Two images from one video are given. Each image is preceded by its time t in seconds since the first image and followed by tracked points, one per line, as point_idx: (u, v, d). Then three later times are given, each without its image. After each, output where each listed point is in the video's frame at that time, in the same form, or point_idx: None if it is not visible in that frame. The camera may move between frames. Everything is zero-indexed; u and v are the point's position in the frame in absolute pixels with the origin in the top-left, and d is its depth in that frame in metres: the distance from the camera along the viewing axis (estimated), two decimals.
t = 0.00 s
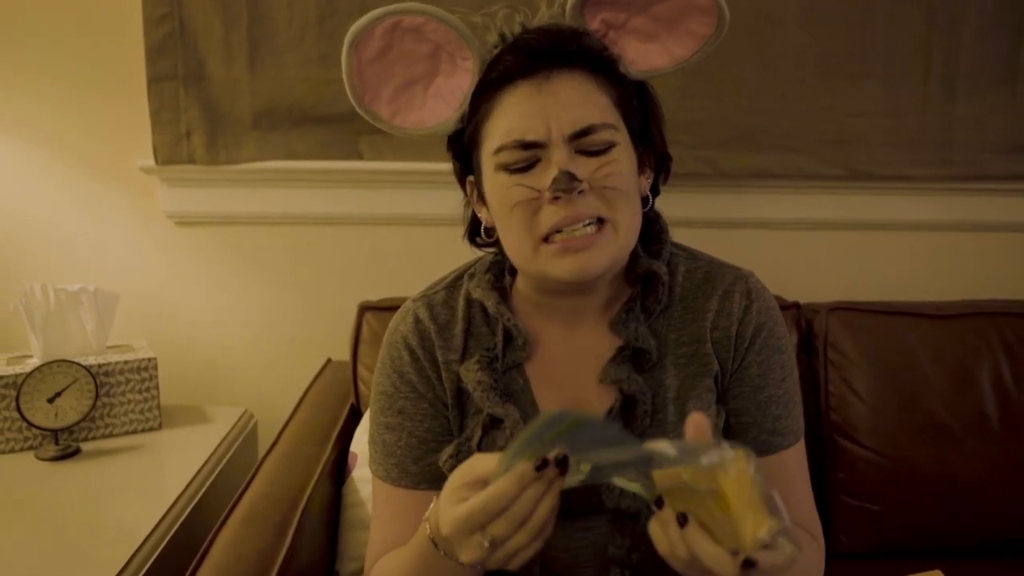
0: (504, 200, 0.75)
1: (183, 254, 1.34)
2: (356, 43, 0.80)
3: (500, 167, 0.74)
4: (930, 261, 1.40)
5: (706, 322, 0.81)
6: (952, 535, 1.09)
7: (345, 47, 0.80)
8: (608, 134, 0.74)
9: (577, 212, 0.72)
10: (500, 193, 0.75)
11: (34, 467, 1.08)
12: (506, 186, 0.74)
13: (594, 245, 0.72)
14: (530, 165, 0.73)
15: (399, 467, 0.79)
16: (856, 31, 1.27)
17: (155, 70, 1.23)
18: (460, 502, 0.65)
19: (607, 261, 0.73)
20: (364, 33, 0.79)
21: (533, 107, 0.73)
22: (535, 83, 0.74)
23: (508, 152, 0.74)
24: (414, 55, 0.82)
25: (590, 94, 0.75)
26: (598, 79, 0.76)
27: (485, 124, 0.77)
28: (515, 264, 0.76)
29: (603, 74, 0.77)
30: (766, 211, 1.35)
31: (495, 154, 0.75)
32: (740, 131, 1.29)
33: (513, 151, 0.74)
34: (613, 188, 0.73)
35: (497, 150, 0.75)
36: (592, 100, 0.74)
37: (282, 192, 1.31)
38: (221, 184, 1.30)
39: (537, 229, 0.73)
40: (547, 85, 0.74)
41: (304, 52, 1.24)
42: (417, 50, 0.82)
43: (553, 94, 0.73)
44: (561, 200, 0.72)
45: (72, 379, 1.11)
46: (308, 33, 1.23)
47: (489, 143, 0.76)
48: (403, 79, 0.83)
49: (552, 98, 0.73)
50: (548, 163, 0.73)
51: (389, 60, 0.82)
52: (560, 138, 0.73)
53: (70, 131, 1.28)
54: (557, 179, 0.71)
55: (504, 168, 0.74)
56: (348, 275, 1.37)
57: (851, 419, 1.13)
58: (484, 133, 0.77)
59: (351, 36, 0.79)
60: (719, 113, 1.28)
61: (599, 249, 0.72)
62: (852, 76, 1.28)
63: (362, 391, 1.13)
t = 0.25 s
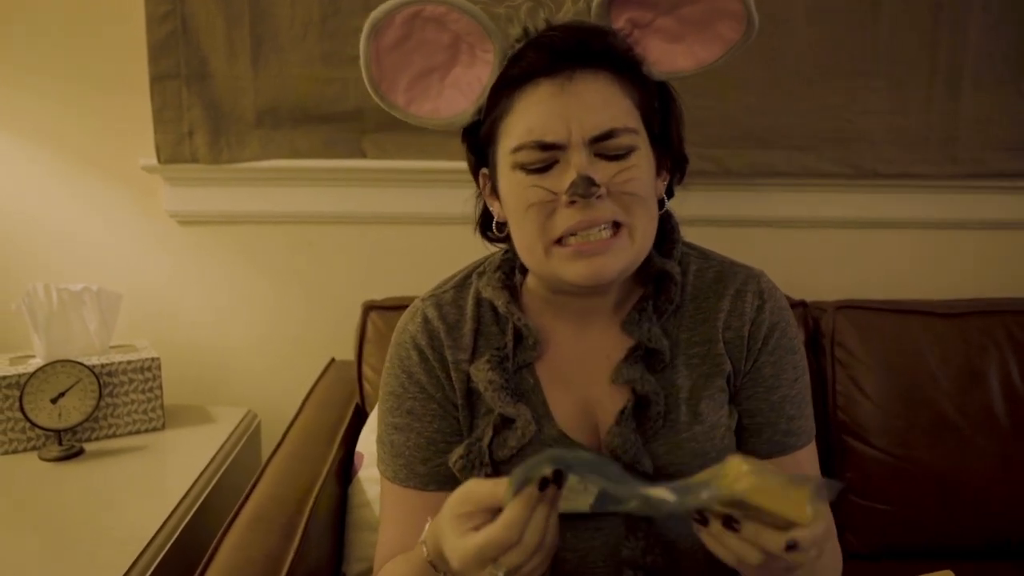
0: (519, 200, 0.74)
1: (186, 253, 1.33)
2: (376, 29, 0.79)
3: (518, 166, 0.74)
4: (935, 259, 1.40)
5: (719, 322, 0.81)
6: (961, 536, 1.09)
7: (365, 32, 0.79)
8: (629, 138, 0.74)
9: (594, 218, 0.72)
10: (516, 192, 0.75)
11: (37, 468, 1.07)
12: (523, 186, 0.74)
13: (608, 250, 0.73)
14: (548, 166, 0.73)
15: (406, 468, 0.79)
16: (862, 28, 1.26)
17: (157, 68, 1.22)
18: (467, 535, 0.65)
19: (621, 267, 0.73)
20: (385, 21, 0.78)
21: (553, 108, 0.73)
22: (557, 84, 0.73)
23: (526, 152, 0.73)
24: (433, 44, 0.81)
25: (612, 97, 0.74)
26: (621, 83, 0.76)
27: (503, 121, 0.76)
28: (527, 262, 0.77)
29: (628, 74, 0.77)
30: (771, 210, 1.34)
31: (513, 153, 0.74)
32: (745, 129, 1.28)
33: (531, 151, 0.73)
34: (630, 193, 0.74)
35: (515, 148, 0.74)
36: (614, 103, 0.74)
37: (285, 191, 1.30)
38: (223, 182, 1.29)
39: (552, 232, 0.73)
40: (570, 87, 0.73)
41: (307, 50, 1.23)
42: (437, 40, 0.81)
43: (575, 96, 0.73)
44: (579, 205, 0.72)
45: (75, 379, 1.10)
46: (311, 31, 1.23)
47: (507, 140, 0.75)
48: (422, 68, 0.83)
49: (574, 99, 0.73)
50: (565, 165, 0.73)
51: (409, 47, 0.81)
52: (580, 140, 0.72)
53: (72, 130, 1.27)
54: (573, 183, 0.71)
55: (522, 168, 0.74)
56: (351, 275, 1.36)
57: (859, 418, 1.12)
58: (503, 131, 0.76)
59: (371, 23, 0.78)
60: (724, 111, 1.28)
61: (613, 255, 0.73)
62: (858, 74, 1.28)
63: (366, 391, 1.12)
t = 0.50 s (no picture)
0: (534, 209, 0.74)
1: (188, 254, 1.33)
2: (395, 21, 0.73)
3: (534, 175, 0.74)
4: (939, 258, 1.39)
5: (726, 320, 0.81)
6: (966, 536, 1.08)
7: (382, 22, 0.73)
8: (650, 154, 0.73)
9: (610, 235, 0.72)
10: (531, 200, 0.74)
11: (36, 469, 1.07)
12: (539, 196, 0.74)
13: (620, 266, 0.74)
14: (566, 179, 0.73)
15: (410, 466, 0.79)
16: (866, 26, 1.25)
17: (157, 67, 1.21)
18: (473, 497, 0.60)
19: (632, 281, 0.74)
20: (402, 13, 0.73)
21: (576, 123, 0.71)
22: (581, 97, 0.72)
23: (544, 163, 0.73)
24: (450, 34, 0.77)
25: (635, 111, 0.73)
26: (643, 94, 0.75)
27: (520, 125, 0.75)
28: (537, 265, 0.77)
29: (652, 81, 0.76)
30: (774, 209, 1.33)
31: (529, 160, 0.74)
32: (749, 128, 1.28)
33: (550, 162, 0.72)
34: (646, 210, 0.74)
35: (532, 157, 0.73)
36: (637, 118, 0.73)
37: (287, 191, 1.30)
38: (224, 182, 1.28)
39: (566, 244, 0.74)
40: (594, 101, 0.72)
41: (309, 49, 1.23)
42: (455, 30, 0.76)
43: (599, 112, 0.72)
44: (596, 223, 0.72)
45: (75, 379, 1.10)
46: (313, 29, 1.22)
47: (523, 146, 0.74)
48: (436, 58, 0.78)
49: (598, 115, 0.71)
50: (584, 180, 0.72)
51: (424, 36, 0.76)
52: (602, 156, 0.72)
53: (72, 129, 1.27)
54: (593, 203, 0.71)
55: (539, 177, 0.73)
56: (353, 275, 1.35)
57: (863, 418, 1.11)
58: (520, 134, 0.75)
59: (388, 16, 0.73)
60: (727, 110, 1.27)
61: (625, 270, 0.74)
62: (862, 72, 1.27)
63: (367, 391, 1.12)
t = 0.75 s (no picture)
0: (535, 218, 0.72)
1: (187, 252, 1.32)
2: (399, 20, 0.72)
3: (536, 184, 0.72)
4: (943, 258, 1.38)
5: (729, 321, 0.80)
6: (970, 537, 1.07)
7: (385, 20, 0.72)
8: (656, 167, 0.71)
9: (611, 249, 0.71)
10: (532, 208, 0.72)
11: (33, 469, 1.06)
12: (540, 206, 0.72)
13: (620, 277, 0.72)
14: (570, 192, 0.71)
15: (410, 467, 0.78)
16: (871, 23, 1.24)
17: (156, 63, 1.20)
18: (478, 490, 0.59)
19: (631, 291, 0.73)
20: (408, 11, 0.72)
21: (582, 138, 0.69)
22: (589, 111, 0.69)
23: (547, 174, 0.70)
24: (456, 33, 0.76)
25: (644, 126, 0.70)
26: (652, 102, 0.72)
27: (523, 130, 0.73)
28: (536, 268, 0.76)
29: (662, 89, 0.73)
30: (777, 208, 1.32)
31: (531, 168, 0.72)
32: (753, 126, 1.27)
33: (553, 174, 0.70)
34: (650, 223, 0.72)
35: (534, 166, 0.71)
36: (645, 133, 0.70)
37: (286, 189, 1.29)
38: (223, 180, 1.27)
39: (566, 255, 0.72)
40: (603, 116, 0.69)
41: (309, 46, 1.22)
42: (461, 29, 0.75)
43: (607, 128, 0.69)
44: (598, 237, 0.70)
45: (72, 378, 1.09)
46: (313, 26, 1.21)
47: (526, 153, 0.72)
48: (441, 56, 0.77)
49: (606, 131, 0.69)
50: (588, 193, 0.70)
51: (428, 35, 0.75)
52: (606, 171, 0.70)
53: (70, 126, 1.26)
54: (595, 219, 0.69)
55: (541, 187, 0.71)
56: (353, 274, 1.34)
57: (867, 418, 1.10)
58: (523, 139, 0.73)
59: (393, 14, 0.72)
60: (731, 108, 1.26)
61: (625, 280, 0.73)
62: (866, 70, 1.26)
63: (367, 391, 1.10)
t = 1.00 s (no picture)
0: (533, 224, 0.71)
1: (185, 251, 1.31)
2: (395, 23, 0.68)
3: (534, 191, 0.70)
4: (948, 257, 1.36)
5: (729, 323, 0.79)
6: (972, 539, 1.06)
7: (381, 23, 0.68)
8: (657, 176, 0.70)
9: (611, 259, 0.70)
10: (530, 215, 0.71)
11: (27, 469, 1.05)
12: (539, 213, 0.70)
13: (619, 285, 0.72)
14: (569, 200, 0.69)
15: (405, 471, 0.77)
16: (875, 20, 1.23)
17: (152, 60, 1.19)
18: (491, 495, 0.60)
19: (630, 297, 0.73)
20: (404, 15, 0.68)
21: (582, 148, 0.67)
22: (590, 120, 0.67)
23: (547, 183, 0.69)
24: (453, 33, 0.72)
25: (645, 134, 0.69)
26: (655, 108, 0.70)
27: (522, 134, 0.71)
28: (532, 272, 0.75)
29: (665, 92, 0.71)
30: (780, 207, 1.31)
31: (530, 175, 0.70)
32: (754, 124, 1.25)
33: (552, 182, 0.69)
34: (649, 231, 0.71)
35: (533, 174, 0.70)
36: (647, 141, 0.69)
37: (284, 187, 1.28)
38: (221, 177, 1.26)
39: (564, 263, 0.71)
40: (605, 125, 0.67)
41: (307, 43, 1.20)
42: (458, 29, 0.72)
43: (608, 138, 0.67)
44: (598, 247, 0.69)
45: (66, 378, 1.08)
46: (311, 22, 1.20)
47: (524, 158, 0.70)
48: (437, 55, 0.73)
49: (607, 141, 0.67)
50: (587, 203, 0.69)
51: (422, 35, 0.71)
52: (606, 181, 0.68)
53: (66, 123, 1.25)
54: (596, 230, 0.68)
55: (540, 194, 0.70)
56: (351, 273, 1.33)
57: (870, 420, 1.09)
58: (521, 144, 0.71)
59: (388, 18, 0.68)
60: (733, 106, 1.25)
61: (623, 287, 0.72)
62: (870, 67, 1.24)
63: (367, 392, 1.10)
